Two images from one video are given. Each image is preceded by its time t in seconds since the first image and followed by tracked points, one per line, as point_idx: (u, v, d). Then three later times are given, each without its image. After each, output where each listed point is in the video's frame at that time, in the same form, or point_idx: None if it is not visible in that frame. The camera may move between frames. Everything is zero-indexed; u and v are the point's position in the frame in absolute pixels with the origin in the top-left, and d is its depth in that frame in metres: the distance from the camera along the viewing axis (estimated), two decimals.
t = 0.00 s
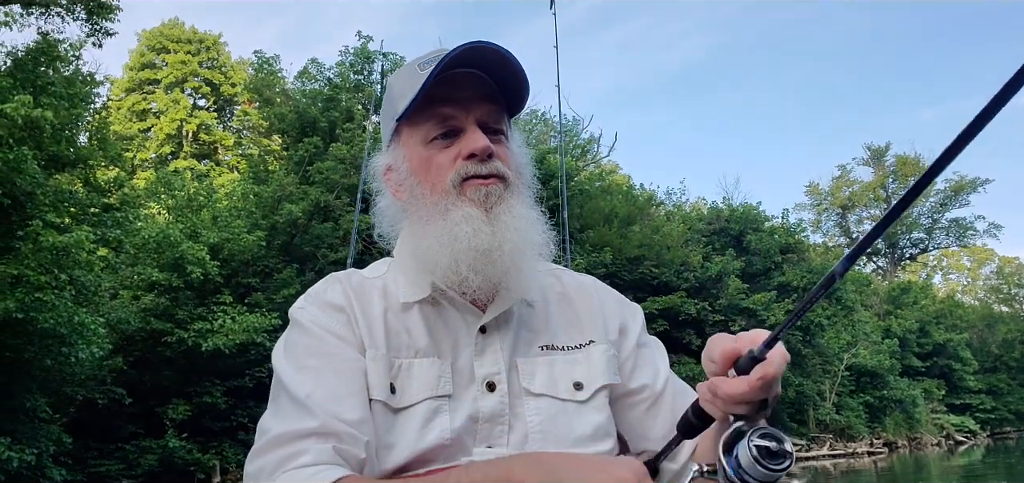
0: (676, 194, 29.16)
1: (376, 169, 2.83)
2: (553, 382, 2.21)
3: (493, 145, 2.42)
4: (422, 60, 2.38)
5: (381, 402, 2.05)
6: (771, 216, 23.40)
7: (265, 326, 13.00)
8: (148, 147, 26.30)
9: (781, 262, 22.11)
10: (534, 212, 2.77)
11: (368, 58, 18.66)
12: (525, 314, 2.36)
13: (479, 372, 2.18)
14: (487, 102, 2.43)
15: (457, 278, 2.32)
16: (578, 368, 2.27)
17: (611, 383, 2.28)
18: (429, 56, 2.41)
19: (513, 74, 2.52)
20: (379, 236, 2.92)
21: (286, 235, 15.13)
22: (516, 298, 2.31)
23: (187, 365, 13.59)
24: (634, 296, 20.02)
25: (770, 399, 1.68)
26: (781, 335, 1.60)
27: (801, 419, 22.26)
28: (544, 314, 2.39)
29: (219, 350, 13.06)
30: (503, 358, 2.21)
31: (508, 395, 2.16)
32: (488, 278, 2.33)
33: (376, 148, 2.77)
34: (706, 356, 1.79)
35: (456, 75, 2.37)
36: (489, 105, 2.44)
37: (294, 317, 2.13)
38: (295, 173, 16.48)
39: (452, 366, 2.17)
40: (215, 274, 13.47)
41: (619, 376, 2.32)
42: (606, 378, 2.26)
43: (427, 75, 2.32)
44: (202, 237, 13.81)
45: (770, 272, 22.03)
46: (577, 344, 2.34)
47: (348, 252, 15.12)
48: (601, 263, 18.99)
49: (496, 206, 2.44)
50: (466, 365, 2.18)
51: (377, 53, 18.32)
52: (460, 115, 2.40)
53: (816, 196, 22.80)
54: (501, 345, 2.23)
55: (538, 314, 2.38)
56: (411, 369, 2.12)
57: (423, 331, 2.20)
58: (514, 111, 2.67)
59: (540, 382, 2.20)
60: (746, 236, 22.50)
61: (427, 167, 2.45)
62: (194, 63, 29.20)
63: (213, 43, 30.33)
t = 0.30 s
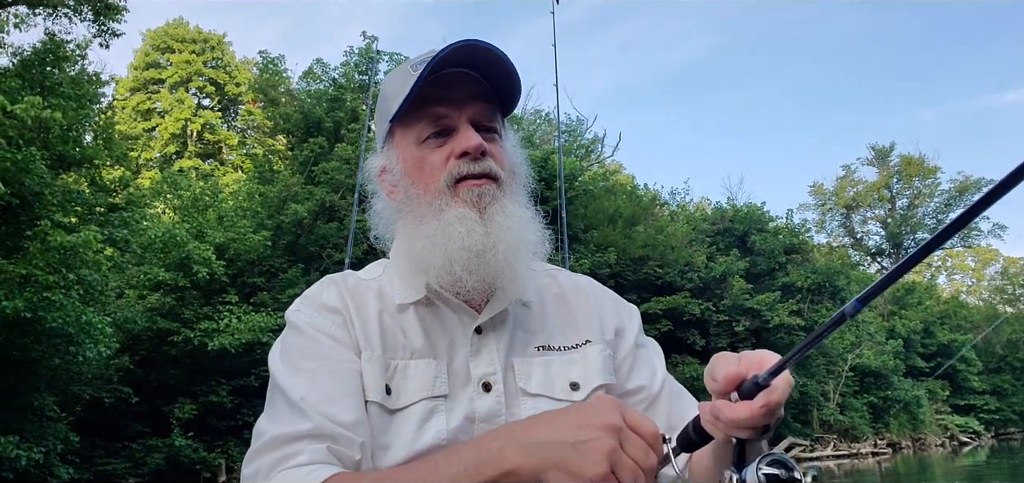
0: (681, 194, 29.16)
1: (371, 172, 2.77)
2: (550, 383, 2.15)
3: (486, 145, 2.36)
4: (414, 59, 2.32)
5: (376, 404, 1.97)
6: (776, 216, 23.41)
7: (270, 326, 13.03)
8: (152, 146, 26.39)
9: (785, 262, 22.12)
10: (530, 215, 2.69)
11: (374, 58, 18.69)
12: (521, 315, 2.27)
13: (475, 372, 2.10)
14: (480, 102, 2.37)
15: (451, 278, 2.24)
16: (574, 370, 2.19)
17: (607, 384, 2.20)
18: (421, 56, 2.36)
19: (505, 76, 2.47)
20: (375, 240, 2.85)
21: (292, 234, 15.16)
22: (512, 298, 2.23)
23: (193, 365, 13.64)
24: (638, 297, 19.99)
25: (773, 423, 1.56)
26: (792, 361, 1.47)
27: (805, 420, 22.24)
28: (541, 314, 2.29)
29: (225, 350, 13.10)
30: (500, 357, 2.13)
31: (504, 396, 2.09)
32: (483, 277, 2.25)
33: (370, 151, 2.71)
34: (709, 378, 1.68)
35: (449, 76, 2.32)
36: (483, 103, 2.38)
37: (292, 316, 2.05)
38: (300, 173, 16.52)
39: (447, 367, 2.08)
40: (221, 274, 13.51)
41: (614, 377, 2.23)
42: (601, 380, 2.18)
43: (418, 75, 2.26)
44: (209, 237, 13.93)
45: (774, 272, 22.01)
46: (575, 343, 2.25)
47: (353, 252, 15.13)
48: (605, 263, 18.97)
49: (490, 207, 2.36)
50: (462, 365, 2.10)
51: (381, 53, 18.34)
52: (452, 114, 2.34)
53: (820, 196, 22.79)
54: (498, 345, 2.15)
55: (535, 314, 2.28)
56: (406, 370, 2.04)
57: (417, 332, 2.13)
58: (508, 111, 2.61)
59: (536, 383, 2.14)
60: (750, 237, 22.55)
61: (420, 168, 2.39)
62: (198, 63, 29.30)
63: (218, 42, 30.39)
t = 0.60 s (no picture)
0: (685, 194, 29.23)
1: (378, 168, 2.81)
2: (547, 389, 2.15)
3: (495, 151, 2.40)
4: (428, 64, 2.38)
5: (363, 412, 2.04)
6: (780, 217, 23.48)
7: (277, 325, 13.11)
8: (157, 146, 26.50)
9: (789, 263, 22.16)
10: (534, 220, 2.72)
11: (379, 59, 18.77)
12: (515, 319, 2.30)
13: (470, 375, 2.15)
14: (490, 107, 2.41)
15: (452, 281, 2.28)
16: (571, 372, 2.21)
17: (604, 388, 2.23)
18: (438, 60, 2.41)
19: (516, 82, 2.50)
20: (376, 234, 2.90)
21: (298, 235, 15.24)
22: (510, 301, 2.28)
23: (199, 364, 13.73)
24: (641, 297, 20.02)
25: (766, 433, 1.61)
26: (782, 372, 1.53)
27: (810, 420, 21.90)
28: (539, 317, 2.33)
29: (232, 349, 13.19)
30: (495, 360, 2.18)
31: (499, 398, 2.13)
32: (482, 280, 2.28)
33: (379, 148, 2.75)
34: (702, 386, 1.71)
35: (460, 81, 2.37)
36: (494, 110, 2.42)
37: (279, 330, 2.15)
38: (306, 173, 16.60)
39: (440, 371, 2.15)
40: (228, 273, 13.61)
41: (610, 380, 2.27)
42: (598, 383, 2.22)
43: (432, 79, 2.31)
44: (216, 237, 14.09)
45: (778, 273, 22.02)
46: (572, 347, 2.30)
47: (358, 252, 15.18)
48: (610, 263, 18.99)
49: (495, 211, 2.40)
50: (458, 369, 2.16)
51: (386, 54, 18.42)
52: (462, 118, 2.38)
53: (825, 196, 22.81)
54: (494, 348, 2.20)
55: (532, 318, 2.33)
56: (399, 376, 2.12)
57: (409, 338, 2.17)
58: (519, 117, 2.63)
59: (532, 386, 2.15)
60: (754, 237, 22.66)
61: (428, 168, 2.43)
62: (204, 63, 29.40)
63: (223, 42, 30.49)
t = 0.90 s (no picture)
0: (690, 195, 29.23)
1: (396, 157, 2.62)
2: (537, 394, 2.10)
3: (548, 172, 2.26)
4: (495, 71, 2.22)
5: (340, 412, 2.10)
6: (786, 218, 23.48)
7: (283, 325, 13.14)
8: (164, 145, 26.61)
9: (795, 264, 22.16)
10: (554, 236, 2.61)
11: (385, 59, 18.81)
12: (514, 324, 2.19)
13: (454, 378, 2.10)
14: (546, 126, 2.27)
15: (475, 298, 2.17)
16: (564, 378, 2.14)
17: (596, 398, 2.13)
18: (505, 69, 2.24)
19: (573, 106, 2.36)
20: (376, 223, 2.73)
21: (304, 234, 15.28)
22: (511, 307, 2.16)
23: (205, 363, 13.79)
24: (646, 298, 20.01)
25: (759, 456, 1.60)
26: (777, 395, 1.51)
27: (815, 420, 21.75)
28: (539, 323, 2.23)
29: (238, 348, 13.26)
30: (482, 364, 2.11)
31: (481, 403, 2.07)
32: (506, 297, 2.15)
33: (404, 136, 2.54)
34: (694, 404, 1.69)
35: (529, 95, 2.22)
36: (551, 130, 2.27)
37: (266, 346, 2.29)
38: (312, 173, 16.63)
39: (421, 373, 2.11)
40: (234, 273, 13.67)
41: (606, 391, 2.17)
42: (591, 393, 2.13)
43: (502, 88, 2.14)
44: (223, 236, 14.20)
45: (783, 273, 22.01)
46: (569, 354, 2.20)
47: (364, 251, 15.22)
48: (614, 264, 18.95)
49: (536, 232, 2.27)
50: (442, 370, 2.12)
51: (393, 54, 18.45)
52: (519, 131, 2.22)
53: (830, 197, 22.78)
54: (483, 352, 2.13)
55: (532, 323, 2.22)
56: (382, 378, 2.12)
57: (394, 340, 2.17)
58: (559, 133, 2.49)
59: (523, 391, 2.10)
60: (760, 238, 22.69)
61: (472, 176, 2.26)
62: (210, 62, 29.49)
63: (229, 41, 30.55)
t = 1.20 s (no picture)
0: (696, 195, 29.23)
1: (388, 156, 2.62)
2: (535, 392, 2.13)
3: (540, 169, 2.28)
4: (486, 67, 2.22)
5: (341, 416, 2.12)
6: (791, 218, 23.50)
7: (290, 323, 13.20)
8: (171, 144, 26.75)
9: (800, 264, 22.19)
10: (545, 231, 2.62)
11: (392, 59, 18.88)
12: (511, 322, 2.21)
13: (454, 378, 2.12)
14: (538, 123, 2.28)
15: (471, 297, 2.19)
16: (561, 376, 2.16)
17: (595, 395, 2.15)
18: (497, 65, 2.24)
19: (561, 102, 2.38)
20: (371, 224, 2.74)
21: (311, 233, 15.34)
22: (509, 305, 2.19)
23: (212, 361, 13.86)
24: (651, 298, 20.01)
25: (744, 455, 1.63)
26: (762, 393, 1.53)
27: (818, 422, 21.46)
28: (536, 321, 2.24)
29: (245, 346, 13.34)
30: (480, 364, 2.13)
31: (481, 403, 2.10)
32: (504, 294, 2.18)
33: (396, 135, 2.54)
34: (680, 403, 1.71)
35: (519, 92, 2.23)
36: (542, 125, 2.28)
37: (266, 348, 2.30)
38: (319, 172, 16.68)
39: (421, 376, 2.13)
40: (241, 271, 13.76)
41: (603, 389, 2.19)
42: (589, 390, 2.15)
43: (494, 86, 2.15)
44: (230, 235, 14.30)
45: (788, 274, 22.02)
46: (567, 352, 2.21)
47: (371, 250, 15.26)
48: (620, 264, 18.94)
49: (529, 229, 2.29)
50: (442, 371, 2.13)
51: (399, 54, 18.52)
52: (511, 129, 2.23)
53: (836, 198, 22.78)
54: (482, 352, 2.15)
55: (530, 322, 2.24)
56: (382, 381, 2.13)
57: (393, 342, 2.19)
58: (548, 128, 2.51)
59: (520, 388, 2.13)
60: (765, 239, 22.71)
61: (465, 174, 2.28)
62: (217, 61, 29.61)
63: (235, 40, 30.63)
